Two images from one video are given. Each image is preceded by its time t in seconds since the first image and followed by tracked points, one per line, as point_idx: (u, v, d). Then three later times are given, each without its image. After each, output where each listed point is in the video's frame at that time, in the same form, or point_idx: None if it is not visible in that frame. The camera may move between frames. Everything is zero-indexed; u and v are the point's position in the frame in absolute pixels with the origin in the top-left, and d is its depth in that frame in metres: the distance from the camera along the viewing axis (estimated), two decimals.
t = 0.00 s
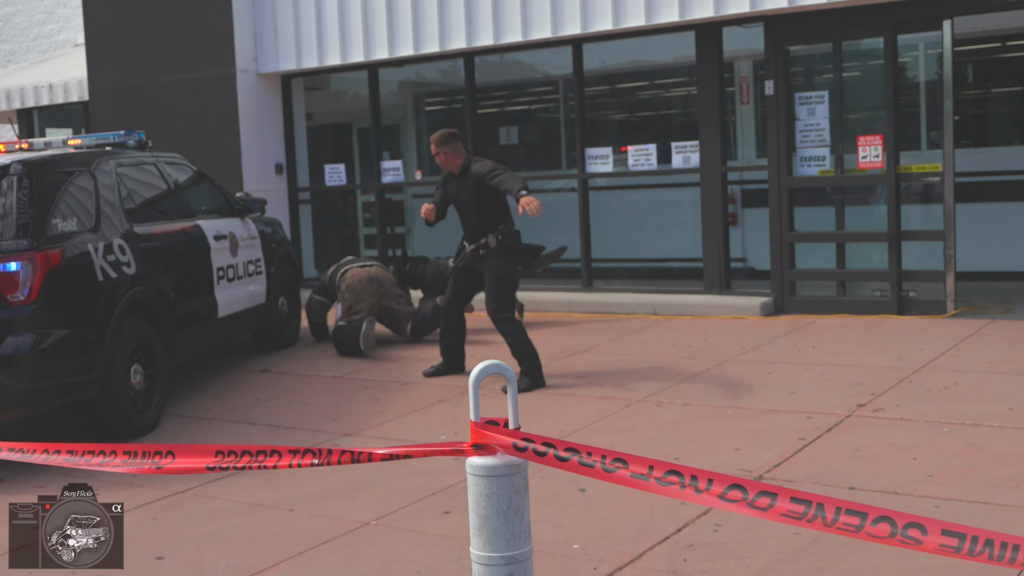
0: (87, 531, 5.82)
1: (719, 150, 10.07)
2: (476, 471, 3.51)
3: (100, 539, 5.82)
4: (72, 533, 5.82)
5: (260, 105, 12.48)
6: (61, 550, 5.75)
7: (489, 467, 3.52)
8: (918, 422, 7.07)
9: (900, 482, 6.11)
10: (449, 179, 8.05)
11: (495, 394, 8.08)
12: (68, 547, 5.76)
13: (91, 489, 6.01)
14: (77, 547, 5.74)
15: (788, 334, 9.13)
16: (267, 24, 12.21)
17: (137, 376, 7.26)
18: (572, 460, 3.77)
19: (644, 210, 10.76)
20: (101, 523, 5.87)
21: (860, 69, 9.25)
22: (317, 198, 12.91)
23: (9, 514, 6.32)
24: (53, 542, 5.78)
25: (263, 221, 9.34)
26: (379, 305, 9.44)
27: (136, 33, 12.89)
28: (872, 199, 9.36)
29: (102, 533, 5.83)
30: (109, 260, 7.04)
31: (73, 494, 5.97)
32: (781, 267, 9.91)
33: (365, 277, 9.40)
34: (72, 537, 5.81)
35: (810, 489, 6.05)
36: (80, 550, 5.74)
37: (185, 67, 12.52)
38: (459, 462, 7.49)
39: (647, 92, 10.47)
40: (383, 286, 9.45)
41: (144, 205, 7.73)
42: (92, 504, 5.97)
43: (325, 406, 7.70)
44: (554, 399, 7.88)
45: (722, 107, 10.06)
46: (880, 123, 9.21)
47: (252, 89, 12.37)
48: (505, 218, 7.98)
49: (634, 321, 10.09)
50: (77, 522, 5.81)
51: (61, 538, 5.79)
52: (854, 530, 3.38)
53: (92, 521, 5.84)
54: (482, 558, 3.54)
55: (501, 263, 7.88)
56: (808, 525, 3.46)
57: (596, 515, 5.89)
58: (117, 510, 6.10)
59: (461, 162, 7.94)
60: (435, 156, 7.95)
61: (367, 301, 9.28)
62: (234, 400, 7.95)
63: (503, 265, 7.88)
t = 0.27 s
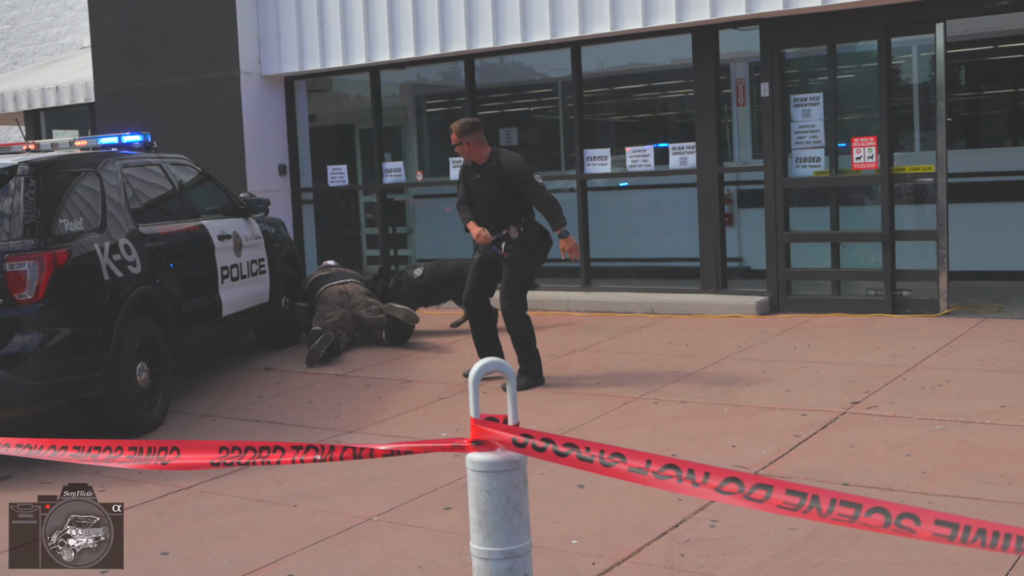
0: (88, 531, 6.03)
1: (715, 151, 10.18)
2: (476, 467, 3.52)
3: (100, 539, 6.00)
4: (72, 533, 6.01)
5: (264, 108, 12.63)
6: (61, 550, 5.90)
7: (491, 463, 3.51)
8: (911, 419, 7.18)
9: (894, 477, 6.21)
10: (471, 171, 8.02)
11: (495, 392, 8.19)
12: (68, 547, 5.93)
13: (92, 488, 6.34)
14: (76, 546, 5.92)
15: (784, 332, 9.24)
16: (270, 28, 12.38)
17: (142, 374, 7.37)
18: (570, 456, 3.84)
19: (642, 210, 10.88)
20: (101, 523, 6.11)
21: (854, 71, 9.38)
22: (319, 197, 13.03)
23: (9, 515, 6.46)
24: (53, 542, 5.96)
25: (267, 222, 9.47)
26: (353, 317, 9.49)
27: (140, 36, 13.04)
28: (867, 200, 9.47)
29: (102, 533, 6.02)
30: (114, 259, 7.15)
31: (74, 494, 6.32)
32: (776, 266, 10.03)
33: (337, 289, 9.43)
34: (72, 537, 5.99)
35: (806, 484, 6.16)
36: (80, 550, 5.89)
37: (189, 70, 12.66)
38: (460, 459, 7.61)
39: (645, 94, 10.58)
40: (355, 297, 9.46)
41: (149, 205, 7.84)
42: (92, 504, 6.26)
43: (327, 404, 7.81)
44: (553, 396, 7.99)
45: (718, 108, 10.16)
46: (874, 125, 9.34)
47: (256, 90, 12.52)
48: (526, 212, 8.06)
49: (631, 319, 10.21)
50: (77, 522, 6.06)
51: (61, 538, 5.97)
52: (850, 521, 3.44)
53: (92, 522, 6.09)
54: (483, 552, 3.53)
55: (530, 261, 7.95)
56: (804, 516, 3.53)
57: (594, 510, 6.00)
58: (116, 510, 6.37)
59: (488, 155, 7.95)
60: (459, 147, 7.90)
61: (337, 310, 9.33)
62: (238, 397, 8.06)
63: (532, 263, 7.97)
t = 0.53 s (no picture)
0: (88, 531, 6.20)
1: (712, 153, 10.31)
2: (476, 463, 3.62)
3: (100, 539, 6.14)
4: (72, 533, 6.16)
5: (268, 110, 12.77)
6: (60, 549, 6.03)
7: (489, 457, 3.64)
8: (904, 416, 7.32)
9: (887, 473, 6.35)
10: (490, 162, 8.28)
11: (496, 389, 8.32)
12: (68, 546, 6.07)
13: (94, 488, 6.63)
14: (76, 545, 6.06)
15: (779, 331, 9.38)
16: (275, 31, 12.51)
17: (148, 371, 7.50)
18: (570, 453, 3.96)
19: (640, 211, 11.02)
20: (101, 523, 6.29)
21: (848, 74, 9.49)
22: (322, 198, 13.17)
23: (9, 514, 6.57)
24: (53, 541, 6.11)
25: (271, 222, 9.61)
26: (356, 312, 9.60)
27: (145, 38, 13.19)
28: (861, 201, 9.61)
29: (102, 532, 6.18)
30: (121, 258, 7.28)
31: (75, 494, 6.64)
32: (772, 266, 10.17)
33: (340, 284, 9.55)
34: (72, 537, 6.14)
35: (801, 480, 6.29)
36: (80, 550, 6.03)
37: (195, 73, 12.80)
38: (461, 455, 7.74)
39: (643, 97, 10.73)
40: (358, 292, 9.56)
41: (155, 206, 7.97)
42: (93, 505, 6.51)
43: (330, 401, 7.94)
44: (553, 393, 8.12)
45: (715, 110, 10.29)
46: (868, 127, 9.46)
47: (260, 93, 12.65)
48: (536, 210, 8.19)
49: (629, 318, 10.35)
50: (77, 522, 6.28)
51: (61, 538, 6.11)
52: (843, 520, 3.51)
53: (92, 522, 6.31)
54: (483, 546, 3.65)
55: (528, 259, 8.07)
56: (798, 516, 3.60)
57: (593, 506, 6.14)
58: (117, 509, 6.54)
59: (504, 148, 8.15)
60: (481, 136, 8.21)
61: (338, 305, 9.45)
62: (242, 394, 8.20)
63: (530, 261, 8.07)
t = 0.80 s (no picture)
0: (88, 530, 6.40)
1: (708, 155, 10.47)
2: (479, 459, 3.73)
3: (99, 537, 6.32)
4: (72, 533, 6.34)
5: (274, 112, 12.94)
6: (61, 548, 6.20)
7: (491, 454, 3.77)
8: (896, 413, 7.49)
9: (879, 469, 6.51)
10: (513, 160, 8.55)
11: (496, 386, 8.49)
12: (68, 545, 6.24)
13: (92, 490, 6.90)
14: (77, 544, 6.23)
15: (774, 329, 9.55)
16: (280, 35, 12.68)
17: (156, 369, 7.66)
18: (570, 450, 4.10)
19: (638, 212, 11.19)
20: (100, 523, 6.50)
21: (842, 79, 9.66)
22: (327, 199, 13.33)
23: (10, 514, 6.74)
24: (53, 540, 6.30)
25: (276, 222, 9.77)
26: (370, 304, 9.64)
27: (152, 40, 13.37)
28: (854, 203, 9.77)
29: (102, 532, 6.38)
30: (129, 258, 7.44)
31: (75, 495, 6.92)
32: (767, 266, 10.33)
33: (359, 275, 9.54)
34: (72, 536, 6.32)
35: (795, 476, 6.46)
36: (80, 549, 6.18)
37: (202, 76, 12.99)
38: (462, 451, 7.91)
39: (640, 100, 10.88)
40: (375, 286, 9.56)
41: (163, 206, 8.13)
42: (92, 506, 6.74)
43: (334, 397, 8.10)
44: (552, 390, 8.29)
45: (711, 113, 10.46)
46: (862, 130, 9.62)
47: (266, 96, 12.81)
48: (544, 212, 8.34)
49: (627, 317, 10.52)
50: (76, 521, 6.51)
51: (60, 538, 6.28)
52: (838, 520, 3.63)
53: (91, 520, 6.54)
54: (484, 541, 3.73)
55: (523, 254, 8.24)
56: (794, 514, 3.73)
57: (591, 501, 6.31)
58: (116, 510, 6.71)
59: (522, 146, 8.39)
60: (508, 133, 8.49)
61: (355, 299, 9.48)
62: (248, 391, 8.36)
63: (523, 257, 8.24)
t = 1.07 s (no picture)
0: (88, 529, 6.38)
1: (704, 158, 10.64)
2: (481, 454, 3.76)
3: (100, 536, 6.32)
4: (72, 531, 6.35)
5: (281, 114, 13.11)
6: (61, 548, 6.23)
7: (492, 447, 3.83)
8: (888, 410, 7.66)
9: (873, 465, 6.68)
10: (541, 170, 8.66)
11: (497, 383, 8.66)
12: (69, 545, 6.26)
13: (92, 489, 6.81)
14: (77, 544, 6.25)
15: (769, 328, 9.72)
16: (286, 40, 12.88)
17: (163, 366, 7.84)
18: (569, 447, 4.28)
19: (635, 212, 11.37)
20: (101, 521, 6.46)
21: (836, 83, 9.83)
22: (331, 200, 13.51)
23: (10, 514, 6.76)
24: (54, 539, 6.33)
25: (282, 223, 9.95)
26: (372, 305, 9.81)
27: (159, 44, 13.55)
28: (847, 204, 9.95)
29: (102, 531, 6.36)
30: (138, 257, 7.61)
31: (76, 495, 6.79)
32: (762, 267, 10.51)
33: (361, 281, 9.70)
34: (73, 535, 6.34)
35: (789, 472, 6.63)
36: (80, 548, 6.21)
37: (210, 80, 13.17)
38: (464, 446, 8.09)
39: (638, 104, 11.04)
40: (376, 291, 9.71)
41: (171, 207, 8.30)
42: (93, 504, 6.67)
43: (339, 394, 8.28)
44: (552, 387, 8.46)
45: (708, 117, 10.63)
46: (855, 133, 9.78)
47: (272, 99, 12.98)
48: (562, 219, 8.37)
49: (625, 315, 10.69)
50: (77, 519, 6.49)
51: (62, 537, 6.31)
52: (830, 520, 3.79)
53: (92, 519, 6.50)
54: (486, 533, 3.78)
55: (539, 261, 8.33)
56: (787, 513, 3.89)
57: (590, 495, 6.49)
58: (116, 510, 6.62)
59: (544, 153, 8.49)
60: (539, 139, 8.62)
61: (355, 305, 9.68)
62: (254, 388, 8.54)
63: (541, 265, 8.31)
